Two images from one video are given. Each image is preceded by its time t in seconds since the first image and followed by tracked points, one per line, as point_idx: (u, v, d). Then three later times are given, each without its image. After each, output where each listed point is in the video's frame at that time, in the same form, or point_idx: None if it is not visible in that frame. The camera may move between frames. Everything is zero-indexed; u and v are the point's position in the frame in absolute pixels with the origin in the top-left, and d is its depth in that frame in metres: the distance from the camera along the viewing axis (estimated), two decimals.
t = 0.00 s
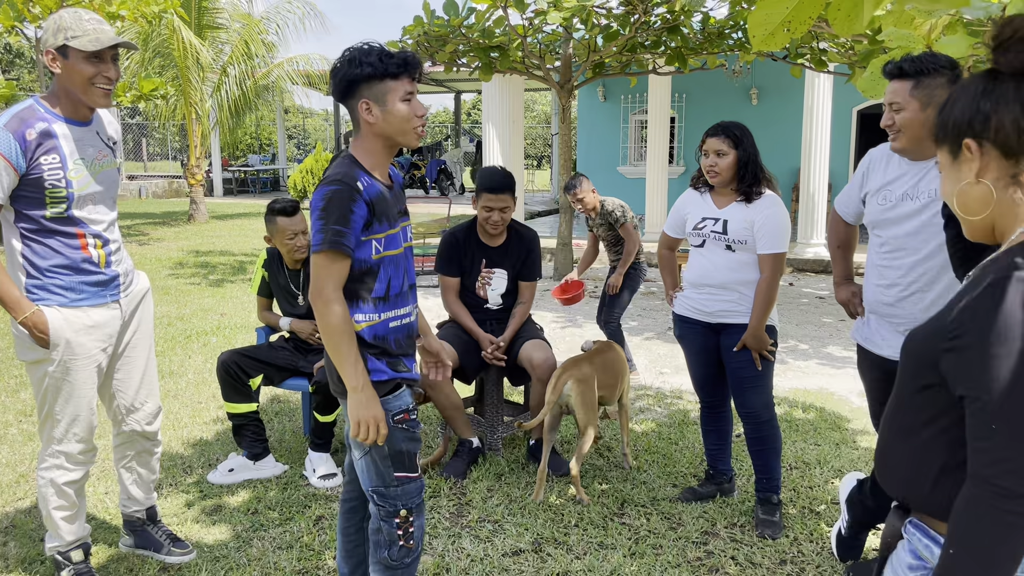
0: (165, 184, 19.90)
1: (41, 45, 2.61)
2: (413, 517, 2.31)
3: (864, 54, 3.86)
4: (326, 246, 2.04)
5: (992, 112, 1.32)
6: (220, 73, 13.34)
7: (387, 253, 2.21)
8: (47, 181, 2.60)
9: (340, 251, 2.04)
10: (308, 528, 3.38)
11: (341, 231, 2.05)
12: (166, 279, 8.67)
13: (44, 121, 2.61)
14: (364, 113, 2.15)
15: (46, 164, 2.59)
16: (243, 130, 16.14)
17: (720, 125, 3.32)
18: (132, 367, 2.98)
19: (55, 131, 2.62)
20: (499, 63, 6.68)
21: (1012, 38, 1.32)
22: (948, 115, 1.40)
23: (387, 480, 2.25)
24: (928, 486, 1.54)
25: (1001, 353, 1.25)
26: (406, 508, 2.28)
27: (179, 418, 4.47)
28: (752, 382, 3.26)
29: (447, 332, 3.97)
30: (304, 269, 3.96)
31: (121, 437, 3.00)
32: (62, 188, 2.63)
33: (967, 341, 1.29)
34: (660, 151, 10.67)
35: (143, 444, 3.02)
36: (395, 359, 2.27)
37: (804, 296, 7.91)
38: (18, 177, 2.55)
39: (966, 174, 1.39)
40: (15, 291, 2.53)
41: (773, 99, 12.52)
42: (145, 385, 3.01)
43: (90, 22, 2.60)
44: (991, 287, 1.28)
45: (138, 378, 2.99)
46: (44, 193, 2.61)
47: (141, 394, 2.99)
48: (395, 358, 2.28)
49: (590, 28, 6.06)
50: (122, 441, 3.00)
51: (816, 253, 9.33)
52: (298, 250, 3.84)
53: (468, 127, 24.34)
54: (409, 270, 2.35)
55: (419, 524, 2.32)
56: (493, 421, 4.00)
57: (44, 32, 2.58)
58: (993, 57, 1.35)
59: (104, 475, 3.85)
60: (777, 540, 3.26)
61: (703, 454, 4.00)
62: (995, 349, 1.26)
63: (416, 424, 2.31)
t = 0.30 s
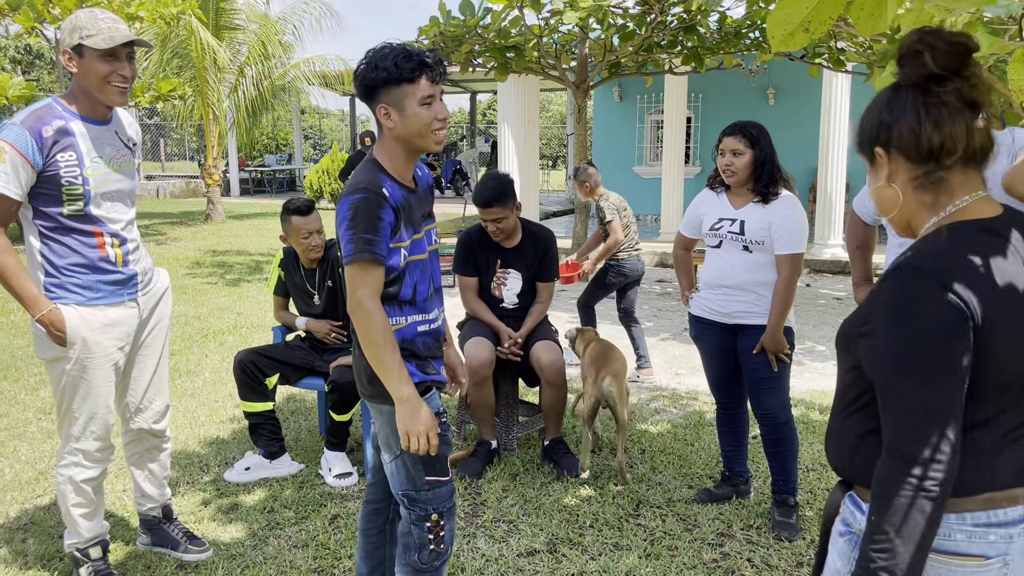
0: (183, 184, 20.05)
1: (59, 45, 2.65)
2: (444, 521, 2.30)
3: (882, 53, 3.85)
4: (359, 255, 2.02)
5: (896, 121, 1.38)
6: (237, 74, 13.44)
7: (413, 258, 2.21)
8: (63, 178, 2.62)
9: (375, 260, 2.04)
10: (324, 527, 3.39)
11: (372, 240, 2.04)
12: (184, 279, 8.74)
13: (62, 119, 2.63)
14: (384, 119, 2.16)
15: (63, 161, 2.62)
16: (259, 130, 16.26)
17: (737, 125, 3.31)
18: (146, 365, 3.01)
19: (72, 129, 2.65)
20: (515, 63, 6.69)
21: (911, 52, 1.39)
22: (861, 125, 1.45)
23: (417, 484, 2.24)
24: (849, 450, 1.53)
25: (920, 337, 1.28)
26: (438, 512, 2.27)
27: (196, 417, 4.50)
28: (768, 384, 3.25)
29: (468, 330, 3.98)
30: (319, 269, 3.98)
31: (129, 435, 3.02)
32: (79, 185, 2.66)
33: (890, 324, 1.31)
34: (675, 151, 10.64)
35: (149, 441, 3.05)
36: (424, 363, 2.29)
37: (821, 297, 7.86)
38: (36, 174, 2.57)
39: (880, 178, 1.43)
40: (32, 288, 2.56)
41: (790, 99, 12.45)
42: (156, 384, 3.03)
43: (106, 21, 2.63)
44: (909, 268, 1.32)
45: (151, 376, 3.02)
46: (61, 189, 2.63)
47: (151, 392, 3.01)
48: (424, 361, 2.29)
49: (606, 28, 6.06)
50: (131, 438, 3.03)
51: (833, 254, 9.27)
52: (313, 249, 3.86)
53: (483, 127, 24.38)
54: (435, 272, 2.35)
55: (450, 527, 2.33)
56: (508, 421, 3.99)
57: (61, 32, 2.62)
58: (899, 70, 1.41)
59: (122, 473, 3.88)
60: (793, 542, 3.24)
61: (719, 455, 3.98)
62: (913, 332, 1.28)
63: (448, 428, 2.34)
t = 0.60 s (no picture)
0: (198, 183, 20.18)
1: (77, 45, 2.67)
2: (449, 531, 2.29)
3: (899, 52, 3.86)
4: (377, 260, 2.02)
5: (853, 113, 1.48)
6: (252, 74, 13.52)
7: (433, 261, 2.18)
8: (85, 176, 2.65)
9: (390, 265, 2.03)
10: (337, 525, 3.40)
11: (386, 244, 2.03)
12: (199, 278, 8.80)
13: (82, 118, 2.65)
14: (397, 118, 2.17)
15: (85, 160, 2.64)
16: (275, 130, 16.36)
17: (756, 122, 3.28)
18: (162, 364, 3.01)
19: (92, 127, 2.66)
20: (529, 62, 6.71)
21: (871, 50, 1.47)
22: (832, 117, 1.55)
23: (425, 493, 2.23)
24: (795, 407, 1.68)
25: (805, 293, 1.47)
26: (444, 523, 2.26)
27: (211, 415, 4.53)
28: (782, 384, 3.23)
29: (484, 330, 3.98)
30: (333, 268, 4.00)
31: (141, 434, 3.04)
32: (101, 184, 2.68)
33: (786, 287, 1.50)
34: (689, 151, 10.61)
35: (160, 440, 3.06)
36: (445, 368, 2.25)
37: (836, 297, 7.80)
38: (58, 173, 2.60)
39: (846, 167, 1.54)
40: (53, 286, 2.59)
41: (805, 98, 12.39)
42: (172, 383, 3.05)
43: (121, 22, 2.64)
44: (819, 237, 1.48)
45: (166, 375, 3.02)
46: (82, 188, 2.66)
47: (165, 390, 3.02)
48: (445, 366, 2.25)
49: (620, 27, 6.05)
50: (142, 437, 3.05)
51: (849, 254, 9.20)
52: (326, 247, 3.88)
53: (498, 127, 24.40)
54: (461, 274, 2.30)
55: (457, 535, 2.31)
56: (520, 420, 4.00)
57: (79, 33, 2.65)
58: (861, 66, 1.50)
59: (137, 470, 3.91)
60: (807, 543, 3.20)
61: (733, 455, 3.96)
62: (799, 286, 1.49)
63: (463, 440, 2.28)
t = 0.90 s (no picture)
0: (212, 182, 20.32)
1: (94, 44, 2.65)
2: (452, 526, 2.29)
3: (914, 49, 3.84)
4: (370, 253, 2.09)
5: (855, 115, 1.53)
6: (266, 74, 13.60)
7: (442, 260, 2.16)
8: (99, 176, 2.66)
9: (387, 262, 2.08)
10: (348, 523, 3.41)
11: (380, 240, 2.08)
12: (212, 276, 8.87)
13: (95, 118, 2.66)
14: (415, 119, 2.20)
15: (98, 160, 2.65)
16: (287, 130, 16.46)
17: (773, 119, 3.26)
18: (178, 362, 3.03)
19: (105, 127, 2.68)
20: (541, 61, 6.71)
21: (879, 56, 1.50)
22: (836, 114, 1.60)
23: (429, 484, 2.25)
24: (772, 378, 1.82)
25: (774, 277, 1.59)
26: (445, 516, 2.27)
27: (224, 413, 4.56)
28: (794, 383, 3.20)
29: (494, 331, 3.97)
30: (345, 267, 4.02)
31: (156, 430, 3.07)
32: (114, 182, 2.70)
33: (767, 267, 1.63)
34: (701, 150, 10.57)
35: (175, 436, 3.09)
36: (451, 366, 2.23)
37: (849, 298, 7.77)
38: (72, 173, 2.62)
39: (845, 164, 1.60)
40: (70, 285, 2.61)
41: (819, 97, 12.32)
42: (188, 381, 3.06)
43: (143, 22, 2.66)
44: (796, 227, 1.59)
45: (182, 373, 3.04)
46: (97, 187, 2.67)
47: (181, 388, 3.03)
48: (451, 363, 2.23)
49: (632, 25, 6.04)
50: (158, 434, 3.07)
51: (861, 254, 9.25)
52: (337, 245, 3.89)
53: (510, 127, 24.40)
54: (478, 275, 2.24)
55: (459, 532, 2.30)
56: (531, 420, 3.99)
57: (97, 32, 2.64)
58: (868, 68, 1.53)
59: (151, 467, 3.94)
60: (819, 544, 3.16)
61: (744, 455, 3.93)
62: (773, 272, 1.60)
63: (466, 435, 2.27)
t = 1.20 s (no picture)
0: (223, 182, 20.40)
1: (117, 44, 2.66)
2: (446, 507, 2.34)
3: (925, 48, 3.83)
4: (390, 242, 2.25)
5: (857, 111, 1.62)
6: (276, 74, 13.64)
7: (454, 257, 2.24)
8: (114, 174, 2.68)
9: (400, 251, 2.22)
10: (357, 522, 3.41)
11: (397, 230, 2.22)
12: (222, 276, 8.91)
13: (110, 117, 2.68)
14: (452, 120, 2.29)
15: (113, 158, 2.67)
16: (297, 130, 16.53)
17: (789, 118, 3.26)
18: (192, 361, 3.04)
19: (120, 126, 2.69)
20: (550, 61, 6.70)
21: (883, 58, 1.59)
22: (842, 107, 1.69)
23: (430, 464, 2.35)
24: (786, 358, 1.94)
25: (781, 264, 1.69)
26: (439, 496, 2.33)
27: (233, 412, 4.58)
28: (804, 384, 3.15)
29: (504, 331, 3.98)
30: (354, 267, 4.03)
31: (168, 428, 3.08)
32: (130, 181, 2.71)
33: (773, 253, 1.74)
34: (711, 150, 10.53)
35: (187, 434, 3.10)
36: (451, 356, 2.30)
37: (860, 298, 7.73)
38: (87, 173, 2.63)
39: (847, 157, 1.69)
40: (86, 284, 2.63)
41: (830, 96, 12.25)
42: (200, 379, 3.08)
43: (171, 26, 2.71)
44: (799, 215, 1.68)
45: (195, 372, 3.05)
46: (112, 185, 2.69)
47: (192, 387, 3.05)
48: (452, 356, 2.30)
49: (642, 24, 6.03)
50: (169, 431, 3.09)
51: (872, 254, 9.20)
52: (346, 243, 3.89)
53: (519, 126, 24.38)
54: (490, 277, 2.26)
55: (450, 515, 2.34)
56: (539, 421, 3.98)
57: (126, 30, 2.65)
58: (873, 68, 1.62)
59: (160, 466, 3.96)
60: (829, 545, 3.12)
61: (754, 455, 3.91)
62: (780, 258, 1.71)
63: (457, 420, 2.30)
